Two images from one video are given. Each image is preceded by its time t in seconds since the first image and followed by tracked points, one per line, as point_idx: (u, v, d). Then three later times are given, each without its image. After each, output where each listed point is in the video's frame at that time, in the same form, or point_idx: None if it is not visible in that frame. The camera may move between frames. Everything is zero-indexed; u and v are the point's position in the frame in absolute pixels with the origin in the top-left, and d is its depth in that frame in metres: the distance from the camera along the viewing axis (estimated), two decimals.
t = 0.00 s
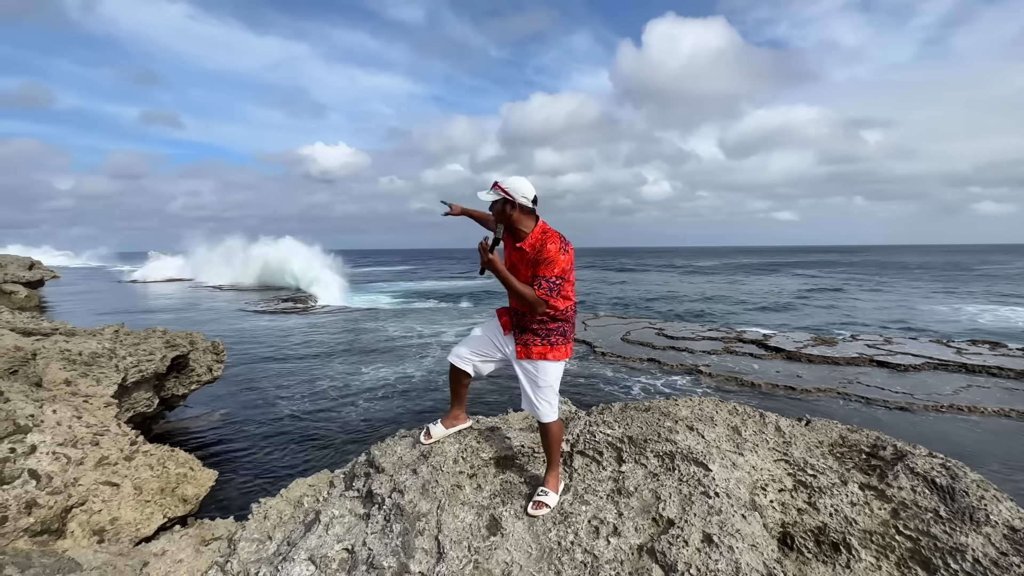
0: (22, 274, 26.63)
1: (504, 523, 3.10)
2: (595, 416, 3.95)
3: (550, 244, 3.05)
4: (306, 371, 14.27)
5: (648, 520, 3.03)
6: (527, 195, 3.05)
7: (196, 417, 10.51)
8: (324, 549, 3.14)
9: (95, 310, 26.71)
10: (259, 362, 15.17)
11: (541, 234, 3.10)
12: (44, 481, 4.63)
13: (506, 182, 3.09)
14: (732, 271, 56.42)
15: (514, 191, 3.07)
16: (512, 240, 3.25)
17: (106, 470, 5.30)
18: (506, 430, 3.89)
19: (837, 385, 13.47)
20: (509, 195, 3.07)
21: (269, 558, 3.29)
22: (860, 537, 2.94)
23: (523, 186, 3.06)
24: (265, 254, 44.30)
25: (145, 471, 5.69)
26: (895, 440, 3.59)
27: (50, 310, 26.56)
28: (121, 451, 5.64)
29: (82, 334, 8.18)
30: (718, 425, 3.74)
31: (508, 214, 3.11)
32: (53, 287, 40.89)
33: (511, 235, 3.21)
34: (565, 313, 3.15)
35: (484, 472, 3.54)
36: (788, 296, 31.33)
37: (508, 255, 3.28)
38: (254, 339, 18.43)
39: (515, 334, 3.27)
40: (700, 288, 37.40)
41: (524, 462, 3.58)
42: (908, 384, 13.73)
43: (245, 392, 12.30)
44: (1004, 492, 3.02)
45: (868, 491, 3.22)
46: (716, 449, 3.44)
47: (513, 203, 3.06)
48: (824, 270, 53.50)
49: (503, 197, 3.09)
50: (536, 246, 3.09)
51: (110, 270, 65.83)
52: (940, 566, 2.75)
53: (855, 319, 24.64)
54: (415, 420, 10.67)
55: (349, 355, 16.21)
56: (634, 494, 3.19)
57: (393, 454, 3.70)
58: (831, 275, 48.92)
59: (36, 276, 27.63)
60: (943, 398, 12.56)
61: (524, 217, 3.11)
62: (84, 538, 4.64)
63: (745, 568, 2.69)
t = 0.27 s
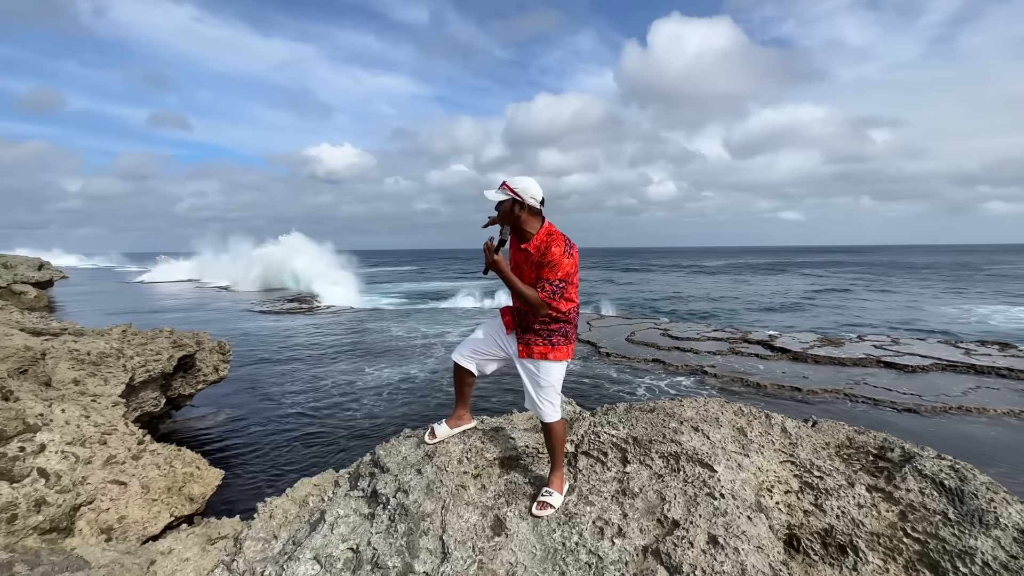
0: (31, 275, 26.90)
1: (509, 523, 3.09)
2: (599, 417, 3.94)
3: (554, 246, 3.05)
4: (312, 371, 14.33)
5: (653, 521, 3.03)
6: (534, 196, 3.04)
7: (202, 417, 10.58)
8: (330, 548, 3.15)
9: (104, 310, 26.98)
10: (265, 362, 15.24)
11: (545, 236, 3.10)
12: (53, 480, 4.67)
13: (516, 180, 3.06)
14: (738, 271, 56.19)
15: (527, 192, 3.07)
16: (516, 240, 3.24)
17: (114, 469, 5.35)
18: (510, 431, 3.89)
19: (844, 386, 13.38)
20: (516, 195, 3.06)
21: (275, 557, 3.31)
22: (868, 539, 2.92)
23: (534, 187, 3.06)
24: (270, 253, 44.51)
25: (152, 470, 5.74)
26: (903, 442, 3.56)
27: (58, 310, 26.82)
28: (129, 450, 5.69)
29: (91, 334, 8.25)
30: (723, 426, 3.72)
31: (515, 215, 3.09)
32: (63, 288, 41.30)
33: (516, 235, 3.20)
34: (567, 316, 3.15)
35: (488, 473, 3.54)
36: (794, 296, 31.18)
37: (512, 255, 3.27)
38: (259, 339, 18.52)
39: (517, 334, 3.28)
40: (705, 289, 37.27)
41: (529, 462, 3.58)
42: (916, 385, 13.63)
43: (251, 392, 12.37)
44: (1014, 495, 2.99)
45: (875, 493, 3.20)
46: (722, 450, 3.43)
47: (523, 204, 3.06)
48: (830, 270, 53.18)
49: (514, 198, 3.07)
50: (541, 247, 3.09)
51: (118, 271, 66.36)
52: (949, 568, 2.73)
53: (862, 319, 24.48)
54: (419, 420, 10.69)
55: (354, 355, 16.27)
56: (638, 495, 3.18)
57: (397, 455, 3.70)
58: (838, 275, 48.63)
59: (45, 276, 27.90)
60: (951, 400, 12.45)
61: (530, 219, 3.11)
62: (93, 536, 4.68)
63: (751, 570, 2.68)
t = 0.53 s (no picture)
0: (39, 275, 27.12)
1: (514, 523, 3.09)
2: (604, 417, 3.94)
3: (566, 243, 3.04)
4: (317, 371, 14.38)
5: (659, 522, 3.01)
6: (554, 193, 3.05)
7: (208, 416, 10.63)
8: (335, 548, 3.15)
9: (111, 310, 27.22)
10: (270, 362, 15.30)
11: (555, 233, 3.08)
12: (61, 479, 4.71)
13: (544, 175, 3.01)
14: (742, 271, 56.03)
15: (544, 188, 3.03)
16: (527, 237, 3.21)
17: (121, 468, 5.38)
18: (515, 431, 3.88)
19: (850, 387, 13.31)
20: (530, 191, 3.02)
21: (281, 556, 3.32)
22: (875, 541, 2.90)
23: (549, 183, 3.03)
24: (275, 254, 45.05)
25: (159, 469, 5.76)
26: (911, 443, 3.53)
27: (66, 311, 27.02)
28: (136, 449, 5.72)
29: (98, 334, 8.31)
30: (729, 427, 3.70)
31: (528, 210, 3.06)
32: (71, 288, 41.75)
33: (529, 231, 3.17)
34: (576, 313, 3.14)
35: (494, 473, 3.54)
36: (799, 296, 31.08)
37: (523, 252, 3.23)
38: (264, 339, 18.60)
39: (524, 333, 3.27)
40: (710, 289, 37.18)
41: (534, 462, 3.58)
42: (923, 386, 13.54)
43: (257, 392, 12.42)
44: None
45: (883, 494, 3.18)
46: (728, 451, 3.41)
47: (538, 200, 3.02)
48: (836, 270, 52.95)
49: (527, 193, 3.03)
50: (550, 244, 3.08)
51: (125, 271, 66.86)
52: (958, 571, 2.71)
53: (868, 319, 24.36)
54: (424, 420, 10.70)
55: (359, 355, 16.32)
56: (644, 496, 3.17)
57: (403, 454, 3.71)
58: (843, 275, 48.46)
59: (53, 277, 28.13)
60: (959, 401, 12.36)
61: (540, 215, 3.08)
62: (100, 535, 4.71)
63: (758, 571, 2.67)
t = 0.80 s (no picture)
0: (44, 275, 27.25)
1: (518, 523, 3.09)
2: (608, 417, 3.93)
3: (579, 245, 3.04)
4: (320, 371, 14.41)
5: (663, 522, 3.01)
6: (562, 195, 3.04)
7: (211, 416, 10.65)
8: (340, 548, 3.16)
9: (115, 310, 27.36)
10: (273, 362, 15.34)
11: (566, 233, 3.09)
12: (66, 478, 4.73)
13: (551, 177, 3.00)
14: (745, 271, 55.96)
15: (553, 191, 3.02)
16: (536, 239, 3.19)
17: (125, 467, 5.39)
18: (519, 431, 3.88)
19: (853, 387, 13.27)
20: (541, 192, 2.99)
21: (285, 556, 3.33)
22: (880, 542, 2.89)
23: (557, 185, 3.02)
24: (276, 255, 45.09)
25: (162, 469, 5.77)
26: (916, 444, 3.52)
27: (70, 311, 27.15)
28: (140, 449, 5.74)
29: (102, 334, 8.34)
30: (733, 427, 3.70)
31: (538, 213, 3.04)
32: (75, 288, 41.97)
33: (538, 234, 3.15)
34: (587, 312, 3.15)
35: (497, 473, 3.54)
36: (802, 296, 31.02)
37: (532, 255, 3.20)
38: (268, 339, 18.65)
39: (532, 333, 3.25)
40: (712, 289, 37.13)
41: (538, 462, 3.58)
42: (927, 386, 13.50)
43: (260, 392, 12.45)
44: None
45: (888, 495, 3.17)
46: (732, 452, 3.41)
47: (545, 204, 3.02)
48: (839, 270, 52.83)
49: (536, 196, 3.00)
50: (562, 244, 3.07)
51: (129, 272, 67.18)
52: (965, 571, 2.70)
53: (871, 319, 24.29)
54: (427, 420, 10.71)
55: (362, 356, 16.34)
56: (648, 496, 3.17)
57: (407, 454, 3.71)
58: (846, 275, 48.34)
59: (57, 277, 28.26)
60: (963, 401, 12.31)
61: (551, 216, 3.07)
62: (105, 534, 4.73)
63: (763, 572, 2.66)
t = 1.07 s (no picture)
0: (44, 276, 27.25)
1: (517, 524, 3.09)
2: (608, 418, 3.93)
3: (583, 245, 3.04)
4: (319, 372, 14.41)
5: (662, 522, 3.01)
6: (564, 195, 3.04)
7: (211, 417, 10.65)
8: (339, 548, 3.16)
9: (116, 311, 27.41)
10: (273, 362, 15.34)
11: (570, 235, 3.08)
12: (65, 479, 4.73)
13: (551, 177, 3.00)
14: (745, 271, 55.97)
15: (554, 191, 3.02)
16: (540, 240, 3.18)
17: (125, 468, 5.39)
18: (519, 432, 3.88)
19: (853, 387, 13.28)
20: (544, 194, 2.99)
21: (285, 556, 3.33)
22: (880, 542, 2.89)
23: (559, 185, 3.02)
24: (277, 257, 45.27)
25: (162, 469, 5.77)
26: (915, 443, 3.52)
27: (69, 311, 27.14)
28: (139, 450, 5.74)
29: (102, 334, 8.34)
30: (732, 428, 3.70)
31: (540, 214, 3.03)
32: (76, 288, 42.03)
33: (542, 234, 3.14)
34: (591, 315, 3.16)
35: (496, 473, 3.54)
36: (802, 296, 31.05)
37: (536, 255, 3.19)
38: (267, 339, 18.64)
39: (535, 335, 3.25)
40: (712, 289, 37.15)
41: (538, 462, 3.58)
42: (927, 386, 13.50)
43: (260, 392, 12.46)
44: None
45: (888, 495, 3.17)
46: (731, 452, 3.41)
47: (544, 204, 3.01)
48: (839, 271, 52.84)
49: (537, 197, 3.00)
50: (568, 246, 3.07)
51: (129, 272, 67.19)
52: (964, 571, 2.70)
53: (871, 320, 24.30)
54: (426, 420, 10.71)
55: (362, 356, 16.36)
56: (647, 496, 3.17)
57: (406, 455, 3.72)
58: (846, 275, 48.39)
59: (57, 278, 28.26)
60: (963, 401, 12.32)
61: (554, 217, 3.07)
62: (104, 535, 4.73)
63: (762, 571, 2.67)
